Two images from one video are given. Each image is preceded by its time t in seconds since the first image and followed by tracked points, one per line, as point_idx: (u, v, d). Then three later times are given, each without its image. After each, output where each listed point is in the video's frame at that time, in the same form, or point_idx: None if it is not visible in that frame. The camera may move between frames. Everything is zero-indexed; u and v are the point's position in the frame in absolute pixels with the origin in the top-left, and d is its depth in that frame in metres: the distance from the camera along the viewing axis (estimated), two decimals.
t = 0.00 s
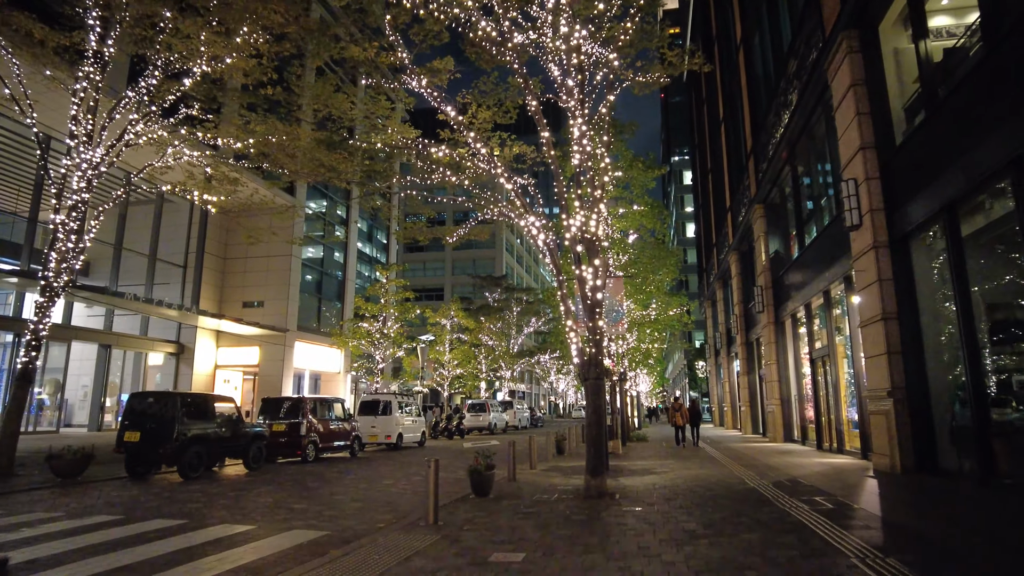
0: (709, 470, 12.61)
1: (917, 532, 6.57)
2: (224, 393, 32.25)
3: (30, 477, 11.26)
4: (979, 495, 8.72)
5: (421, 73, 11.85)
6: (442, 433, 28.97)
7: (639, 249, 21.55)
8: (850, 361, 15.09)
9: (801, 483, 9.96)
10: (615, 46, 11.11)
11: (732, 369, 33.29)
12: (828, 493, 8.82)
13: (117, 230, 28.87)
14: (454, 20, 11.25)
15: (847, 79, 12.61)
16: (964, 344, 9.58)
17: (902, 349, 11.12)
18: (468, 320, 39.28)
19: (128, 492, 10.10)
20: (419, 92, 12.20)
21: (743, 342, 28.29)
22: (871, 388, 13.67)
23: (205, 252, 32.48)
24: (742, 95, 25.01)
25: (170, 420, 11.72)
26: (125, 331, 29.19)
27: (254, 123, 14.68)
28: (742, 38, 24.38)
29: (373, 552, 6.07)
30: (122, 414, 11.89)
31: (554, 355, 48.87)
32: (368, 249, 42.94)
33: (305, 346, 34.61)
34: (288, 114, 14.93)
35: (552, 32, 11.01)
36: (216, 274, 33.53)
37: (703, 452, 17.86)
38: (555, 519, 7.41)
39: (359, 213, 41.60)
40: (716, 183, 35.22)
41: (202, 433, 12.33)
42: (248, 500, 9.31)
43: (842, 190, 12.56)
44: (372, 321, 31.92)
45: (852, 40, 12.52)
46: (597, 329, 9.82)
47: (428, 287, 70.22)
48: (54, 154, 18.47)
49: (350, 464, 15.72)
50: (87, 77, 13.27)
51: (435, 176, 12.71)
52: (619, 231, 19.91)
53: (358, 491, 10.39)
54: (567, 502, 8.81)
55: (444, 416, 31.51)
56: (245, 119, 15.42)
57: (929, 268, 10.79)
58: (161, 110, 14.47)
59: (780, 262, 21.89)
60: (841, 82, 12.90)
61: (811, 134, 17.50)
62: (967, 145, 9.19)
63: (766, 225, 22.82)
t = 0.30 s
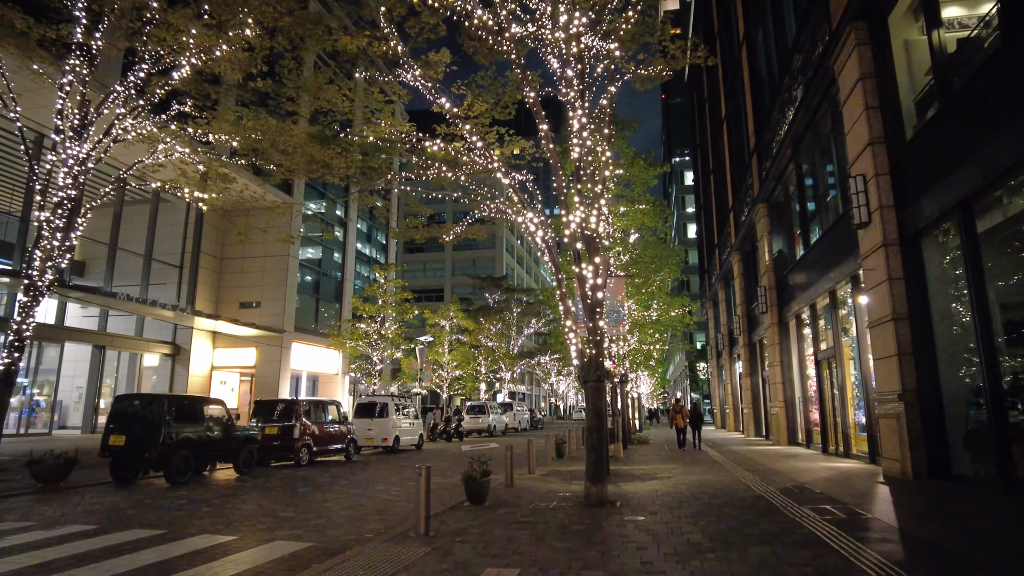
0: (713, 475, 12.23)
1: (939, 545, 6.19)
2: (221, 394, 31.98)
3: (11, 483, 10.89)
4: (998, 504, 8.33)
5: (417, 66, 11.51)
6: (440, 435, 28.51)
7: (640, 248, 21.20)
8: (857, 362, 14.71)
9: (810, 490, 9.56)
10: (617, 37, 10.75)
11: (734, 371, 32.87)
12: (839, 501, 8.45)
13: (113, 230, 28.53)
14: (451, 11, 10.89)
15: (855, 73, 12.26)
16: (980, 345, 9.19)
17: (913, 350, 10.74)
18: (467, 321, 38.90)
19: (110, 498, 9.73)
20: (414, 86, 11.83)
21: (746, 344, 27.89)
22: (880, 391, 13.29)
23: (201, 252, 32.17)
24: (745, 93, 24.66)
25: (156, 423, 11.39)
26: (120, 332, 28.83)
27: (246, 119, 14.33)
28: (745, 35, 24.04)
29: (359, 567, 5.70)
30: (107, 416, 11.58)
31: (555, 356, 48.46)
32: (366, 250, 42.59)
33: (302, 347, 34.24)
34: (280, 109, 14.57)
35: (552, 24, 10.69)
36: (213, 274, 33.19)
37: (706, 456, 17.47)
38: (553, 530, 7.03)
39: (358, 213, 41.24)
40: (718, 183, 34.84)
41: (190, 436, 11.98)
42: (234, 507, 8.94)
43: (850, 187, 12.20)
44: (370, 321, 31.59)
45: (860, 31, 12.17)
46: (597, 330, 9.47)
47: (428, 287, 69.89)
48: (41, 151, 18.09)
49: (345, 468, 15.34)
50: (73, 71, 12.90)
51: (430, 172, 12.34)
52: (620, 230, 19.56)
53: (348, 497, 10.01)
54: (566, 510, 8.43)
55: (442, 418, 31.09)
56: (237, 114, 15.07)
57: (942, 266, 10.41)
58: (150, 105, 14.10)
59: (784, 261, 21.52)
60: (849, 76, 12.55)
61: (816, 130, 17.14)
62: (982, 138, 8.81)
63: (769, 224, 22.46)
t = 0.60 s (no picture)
0: (714, 475, 11.84)
1: (959, 550, 5.81)
2: (216, 394, 30.87)
3: None
4: (1015, 505, 7.94)
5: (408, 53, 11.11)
6: (438, 435, 28.09)
7: (640, 244, 20.82)
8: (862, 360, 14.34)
9: (817, 491, 9.18)
10: (614, 19, 10.26)
11: (736, 370, 32.48)
12: (847, 502, 8.07)
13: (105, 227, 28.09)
14: None
15: (860, 60, 11.87)
16: (995, 340, 8.79)
17: (923, 346, 10.34)
18: (465, 320, 38.50)
19: (87, 500, 9.34)
20: (405, 73, 11.42)
21: (747, 342, 27.51)
22: (885, 389, 12.92)
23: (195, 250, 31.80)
24: (747, 88, 24.27)
25: (140, 422, 11.03)
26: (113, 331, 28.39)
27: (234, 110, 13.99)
28: (746, 28, 23.65)
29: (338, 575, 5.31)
30: (89, 415, 11.17)
31: (554, 356, 48.07)
32: (363, 248, 42.20)
33: (298, 347, 33.85)
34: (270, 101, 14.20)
35: (549, 8, 10.24)
36: (208, 273, 32.80)
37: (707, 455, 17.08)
38: (547, 534, 6.65)
39: (355, 211, 40.81)
40: (719, 180, 34.41)
41: (174, 435, 11.64)
42: (215, 509, 8.57)
43: (856, 177, 11.81)
44: (366, 320, 31.21)
45: (866, 17, 11.76)
46: (594, 324, 9.09)
47: (427, 287, 69.51)
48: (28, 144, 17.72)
49: (337, 469, 14.95)
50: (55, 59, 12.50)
51: (422, 163, 11.97)
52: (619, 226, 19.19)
53: (335, 499, 9.62)
54: (561, 513, 8.05)
55: (440, 417, 30.68)
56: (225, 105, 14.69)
57: (953, 258, 10.02)
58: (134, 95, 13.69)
59: (786, 258, 21.14)
60: (855, 63, 12.15)
61: (819, 123, 16.73)
62: (997, 124, 8.42)
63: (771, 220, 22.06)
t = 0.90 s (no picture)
0: (717, 479, 11.47)
1: (983, 563, 5.44)
2: (211, 395, 31.29)
3: None
4: None
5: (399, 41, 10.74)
6: (435, 437, 27.69)
7: (641, 242, 20.48)
8: (869, 360, 13.96)
9: (826, 496, 8.80)
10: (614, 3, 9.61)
11: (737, 370, 32.09)
12: (858, 509, 7.71)
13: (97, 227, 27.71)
14: None
15: (867, 50, 11.49)
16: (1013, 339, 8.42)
17: (934, 345, 9.97)
18: (463, 321, 38.12)
19: (64, 507, 8.96)
20: (396, 64, 11.14)
21: (748, 342, 27.14)
22: (894, 390, 12.55)
23: (190, 249, 31.42)
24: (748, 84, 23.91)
25: (122, 425, 10.69)
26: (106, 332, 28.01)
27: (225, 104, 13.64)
28: (747, 24, 23.29)
29: None
30: (68, 420, 10.83)
31: (553, 357, 47.69)
32: (361, 248, 41.82)
33: (294, 347, 33.47)
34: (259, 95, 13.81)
35: None
36: (203, 272, 32.42)
37: (708, 458, 16.70)
38: (544, 545, 6.28)
39: (352, 211, 40.40)
40: (719, 179, 34.03)
41: (157, 438, 11.29)
42: (197, 517, 8.19)
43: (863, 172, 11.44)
44: (362, 320, 30.81)
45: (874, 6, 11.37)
46: (593, 322, 8.71)
47: (426, 287, 69.13)
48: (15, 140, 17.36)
49: (329, 472, 14.56)
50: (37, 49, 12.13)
51: (416, 156, 11.60)
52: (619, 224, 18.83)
53: (324, 505, 9.24)
54: (559, 521, 7.68)
55: (437, 419, 30.29)
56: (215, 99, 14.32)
57: (965, 255, 9.66)
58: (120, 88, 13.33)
59: (789, 257, 20.77)
60: (862, 55, 11.76)
61: (824, 118, 16.37)
62: (1015, 112, 8.04)
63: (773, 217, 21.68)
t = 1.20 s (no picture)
0: (722, 481, 11.06)
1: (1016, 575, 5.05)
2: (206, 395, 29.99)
3: None
4: None
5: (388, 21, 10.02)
6: (433, 437, 27.28)
7: (642, 239, 20.12)
8: (879, 359, 13.57)
9: (836, 499, 8.43)
10: None
11: (739, 370, 31.65)
12: (875, 514, 7.30)
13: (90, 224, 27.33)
14: None
15: (878, 37, 11.09)
16: None
17: (950, 342, 9.56)
18: (462, 320, 37.71)
19: (40, 510, 8.56)
20: (392, 52, 10.29)
21: (751, 341, 26.72)
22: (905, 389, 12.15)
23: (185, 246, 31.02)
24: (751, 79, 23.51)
25: (104, 425, 10.29)
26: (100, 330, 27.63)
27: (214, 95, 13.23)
28: (751, 18, 22.89)
29: None
30: (49, 419, 10.46)
31: (553, 356, 47.28)
32: (359, 246, 41.40)
33: (291, 346, 33.06)
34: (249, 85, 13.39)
35: None
36: (198, 270, 32.01)
37: (712, 460, 16.29)
38: (541, 554, 5.88)
39: (350, 209, 39.98)
40: (722, 176, 33.63)
41: (142, 438, 10.89)
42: (177, 521, 7.79)
43: (874, 163, 11.05)
44: (359, 318, 30.39)
45: None
46: (595, 318, 8.31)
47: (426, 286, 68.70)
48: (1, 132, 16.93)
49: (322, 474, 14.15)
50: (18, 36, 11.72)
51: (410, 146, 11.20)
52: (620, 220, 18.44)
53: (311, 509, 8.83)
54: (558, 526, 7.29)
55: (436, 419, 29.87)
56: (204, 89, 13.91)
57: (984, 247, 9.26)
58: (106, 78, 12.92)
59: (793, 254, 20.38)
60: (872, 42, 11.35)
61: (831, 110, 15.97)
62: None
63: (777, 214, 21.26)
